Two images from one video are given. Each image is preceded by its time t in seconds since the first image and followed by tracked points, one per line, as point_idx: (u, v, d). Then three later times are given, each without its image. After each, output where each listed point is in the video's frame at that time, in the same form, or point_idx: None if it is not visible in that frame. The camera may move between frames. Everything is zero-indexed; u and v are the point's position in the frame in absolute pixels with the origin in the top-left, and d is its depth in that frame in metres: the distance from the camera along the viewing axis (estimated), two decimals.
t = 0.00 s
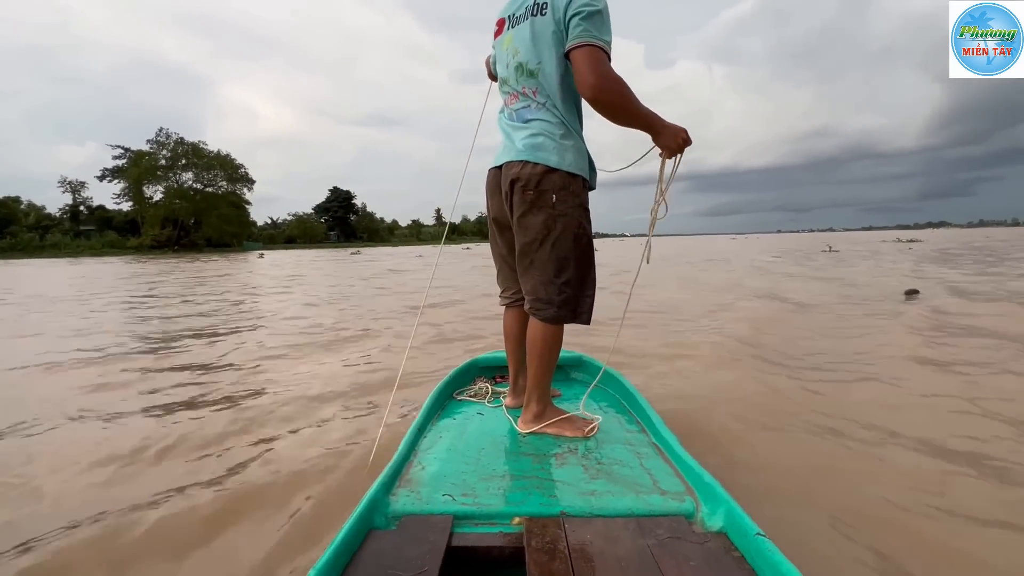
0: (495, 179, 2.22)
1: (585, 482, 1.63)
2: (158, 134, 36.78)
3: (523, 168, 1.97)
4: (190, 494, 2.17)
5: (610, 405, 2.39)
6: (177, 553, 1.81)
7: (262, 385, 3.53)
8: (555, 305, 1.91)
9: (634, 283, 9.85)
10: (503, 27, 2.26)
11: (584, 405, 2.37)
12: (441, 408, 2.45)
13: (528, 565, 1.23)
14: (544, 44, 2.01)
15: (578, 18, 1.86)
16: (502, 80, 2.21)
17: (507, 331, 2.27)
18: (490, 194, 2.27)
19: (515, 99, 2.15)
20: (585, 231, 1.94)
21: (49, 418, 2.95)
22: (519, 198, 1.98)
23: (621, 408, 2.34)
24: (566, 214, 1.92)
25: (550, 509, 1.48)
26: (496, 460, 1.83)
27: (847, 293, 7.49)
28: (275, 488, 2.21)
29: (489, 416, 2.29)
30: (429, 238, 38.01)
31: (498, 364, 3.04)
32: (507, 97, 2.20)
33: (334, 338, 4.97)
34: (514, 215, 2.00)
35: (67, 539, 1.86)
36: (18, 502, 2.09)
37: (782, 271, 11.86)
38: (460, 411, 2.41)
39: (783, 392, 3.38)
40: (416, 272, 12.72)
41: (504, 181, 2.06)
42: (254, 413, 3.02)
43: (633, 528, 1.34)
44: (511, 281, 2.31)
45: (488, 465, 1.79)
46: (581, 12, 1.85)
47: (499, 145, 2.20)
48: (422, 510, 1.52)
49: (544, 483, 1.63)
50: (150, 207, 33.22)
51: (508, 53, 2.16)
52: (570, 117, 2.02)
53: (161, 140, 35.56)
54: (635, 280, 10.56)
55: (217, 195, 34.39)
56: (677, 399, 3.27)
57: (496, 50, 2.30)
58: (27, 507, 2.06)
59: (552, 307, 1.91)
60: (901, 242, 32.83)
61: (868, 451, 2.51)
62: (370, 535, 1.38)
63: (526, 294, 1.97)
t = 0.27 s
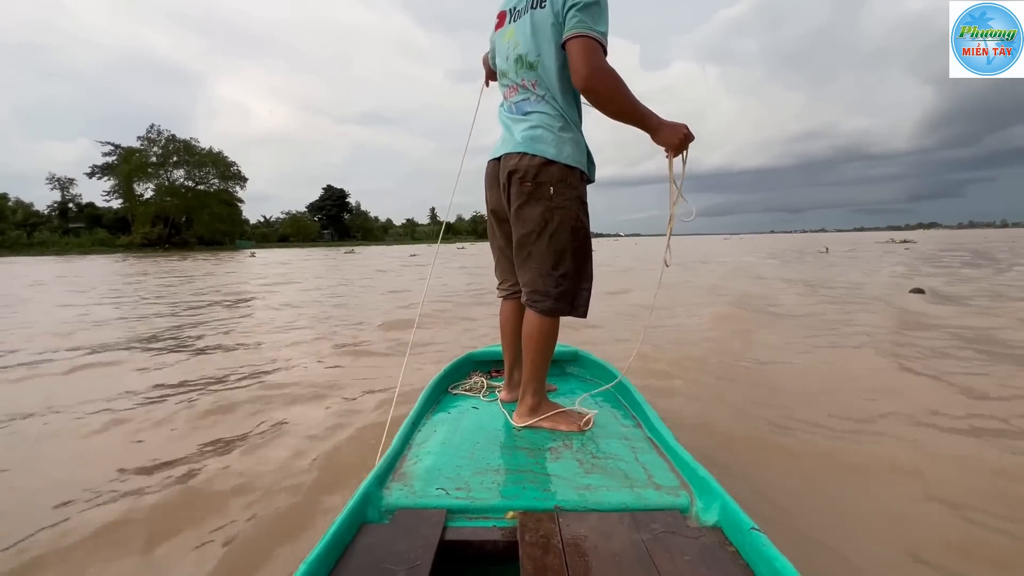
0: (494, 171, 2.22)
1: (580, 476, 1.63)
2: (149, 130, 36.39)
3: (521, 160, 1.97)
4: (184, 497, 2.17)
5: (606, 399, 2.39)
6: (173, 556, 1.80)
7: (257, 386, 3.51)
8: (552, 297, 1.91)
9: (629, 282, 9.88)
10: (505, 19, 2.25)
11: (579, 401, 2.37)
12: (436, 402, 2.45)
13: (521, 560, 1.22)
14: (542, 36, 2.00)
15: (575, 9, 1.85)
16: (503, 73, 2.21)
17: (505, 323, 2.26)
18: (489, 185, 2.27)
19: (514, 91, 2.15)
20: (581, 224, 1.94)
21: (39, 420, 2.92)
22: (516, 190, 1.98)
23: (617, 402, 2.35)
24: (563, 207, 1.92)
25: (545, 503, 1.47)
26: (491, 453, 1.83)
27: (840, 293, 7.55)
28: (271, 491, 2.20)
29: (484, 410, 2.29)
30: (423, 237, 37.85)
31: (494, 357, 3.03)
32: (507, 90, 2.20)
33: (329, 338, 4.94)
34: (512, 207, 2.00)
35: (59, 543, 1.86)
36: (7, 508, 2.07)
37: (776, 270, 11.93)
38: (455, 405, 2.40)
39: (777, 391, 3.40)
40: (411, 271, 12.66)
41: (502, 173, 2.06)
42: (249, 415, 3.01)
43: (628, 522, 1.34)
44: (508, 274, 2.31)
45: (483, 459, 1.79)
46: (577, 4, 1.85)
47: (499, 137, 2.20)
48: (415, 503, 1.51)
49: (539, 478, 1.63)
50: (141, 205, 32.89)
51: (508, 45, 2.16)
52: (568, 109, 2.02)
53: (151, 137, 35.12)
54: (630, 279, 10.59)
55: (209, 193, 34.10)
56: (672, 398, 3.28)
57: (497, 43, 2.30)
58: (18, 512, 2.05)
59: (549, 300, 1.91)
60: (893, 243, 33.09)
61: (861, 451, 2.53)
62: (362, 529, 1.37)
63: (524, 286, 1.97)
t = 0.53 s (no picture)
0: (490, 168, 2.21)
1: (572, 481, 1.63)
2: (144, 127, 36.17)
3: (517, 158, 1.97)
4: (177, 498, 2.16)
5: (601, 406, 2.39)
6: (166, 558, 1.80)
7: (252, 388, 3.50)
8: (547, 297, 1.91)
9: (626, 283, 9.89)
10: (508, 18, 2.25)
11: (574, 406, 2.37)
12: (431, 395, 2.44)
13: (511, 561, 1.22)
14: (545, 35, 2.00)
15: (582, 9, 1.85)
16: (503, 71, 2.21)
17: (501, 321, 2.26)
18: (485, 182, 2.27)
19: (513, 90, 2.15)
20: (576, 224, 1.94)
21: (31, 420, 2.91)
22: (512, 188, 1.97)
23: (612, 409, 2.35)
24: (558, 206, 1.92)
25: (537, 506, 1.47)
26: (484, 452, 1.82)
27: (836, 294, 7.57)
28: (264, 493, 2.20)
29: (479, 407, 2.29)
30: (419, 237, 37.77)
31: (491, 355, 3.03)
32: (506, 88, 2.20)
33: (324, 339, 4.93)
34: (507, 204, 2.00)
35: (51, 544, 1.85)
36: None
37: (773, 271, 11.97)
38: (451, 400, 2.40)
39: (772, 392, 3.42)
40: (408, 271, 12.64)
41: (499, 171, 2.06)
42: (243, 418, 3.00)
43: (620, 530, 1.34)
44: (504, 271, 2.31)
45: (475, 457, 1.78)
46: (585, 3, 1.85)
47: (496, 135, 2.19)
48: (407, 496, 1.51)
49: (531, 480, 1.63)
50: (135, 203, 32.68)
51: (510, 44, 2.16)
52: (567, 109, 2.02)
53: (145, 134, 34.89)
54: (627, 279, 10.60)
55: (205, 191, 33.91)
56: (667, 399, 3.29)
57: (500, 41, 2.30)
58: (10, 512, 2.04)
59: (544, 300, 1.90)
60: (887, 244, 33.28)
61: (853, 455, 2.55)
62: (352, 518, 1.36)
63: (518, 285, 1.97)
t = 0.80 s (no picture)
0: (494, 164, 2.21)
1: (577, 482, 1.63)
2: (140, 122, 35.87)
3: (520, 154, 1.97)
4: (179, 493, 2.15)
5: (605, 406, 2.39)
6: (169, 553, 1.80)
7: (253, 384, 3.49)
8: (552, 294, 1.91)
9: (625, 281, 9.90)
10: (510, 14, 2.24)
11: (579, 406, 2.37)
12: (435, 392, 2.44)
13: (516, 562, 1.23)
14: (550, 29, 2.00)
15: None
16: (506, 67, 2.20)
17: (505, 319, 2.26)
18: (488, 178, 2.26)
19: (517, 86, 2.14)
20: (581, 221, 1.93)
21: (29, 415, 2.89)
22: (516, 184, 1.97)
23: (616, 409, 2.35)
24: (562, 203, 1.91)
25: (541, 507, 1.48)
26: (488, 450, 1.82)
27: (835, 293, 7.59)
28: (267, 489, 2.19)
29: (482, 405, 2.29)
30: (417, 234, 37.68)
31: (495, 353, 3.02)
32: (509, 85, 2.19)
33: (325, 336, 4.92)
34: (511, 201, 2.00)
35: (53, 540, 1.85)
36: None
37: (771, 269, 12.00)
38: (454, 397, 2.39)
39: (773, 390, 3.43)
40: (407, 268, 12.62)
41: (502, 167, 2.06)
42: (244, 411, 2.99)
43: (627, 534, 1.34)
44: (508, 268, 2.31)
45: (479, 455, 1.78)
46: None
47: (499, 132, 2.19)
48: (409, 493, 1.51)
49: (536, 480, 1.63)
50: (130, 199, 32.45)
51: (514, 39, 2.15)
52: (571, 104, 2.01)
53: (141, 129, 34.65)
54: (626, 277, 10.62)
55: (201, 187, 33.70)
56: (668, 396, 3.30)
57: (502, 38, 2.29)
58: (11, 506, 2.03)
59: (549, 296, 1.91)
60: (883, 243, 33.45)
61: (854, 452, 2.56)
62: (354, 515, 1.37)
63: (523, 282, 1.97)
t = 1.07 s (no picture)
0: (498, 168, 2.21)
1: (586, 480, 1.64)
2: (139, 120, 35.78)
3: (524, 157, 1.97)
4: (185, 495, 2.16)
5: (612, 403, 2.39)
6: (178, 556, 1.80)
7: (257, 383, 3.48)
8: (561, 295, 1.91)
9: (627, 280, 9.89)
10: (504, 21, 2.24)
11: (586, 403, 2.37)
12: (441, 397, 2.44)
13: (525, 563, 1.23)
14: (543, 32, 2.00)
15: None
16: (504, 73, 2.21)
17: (513, 322, 2.26)
18: (493, 182, 2.27)
19: (516, 91, 2.15)
20: (587, 220, 1.93)
21: (32, 416, 2.88)
22: (520, 187, 1.98)
23: (624, 406, 2.35)
24: (567, 204, 1.91)
25: (550, 507, 1.48)
26: (495, 452, 1.83)
27: (838, 292, 7.58)
28: (275, 489, 2.20)
29: (489, 407, 2.29)
30: (418, 232, 37.65)
31: (501, 354, 3.02)
32: (509, 91, 2.20)
33: (328, 334, 4.91)
34: (516, 204, 2.01)
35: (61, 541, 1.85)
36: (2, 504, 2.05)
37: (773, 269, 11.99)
38: (460, 400, 2.40)
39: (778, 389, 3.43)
40: (409, 267, 12.61)
41: (506, 170, 2.06)
42: (250, 410, 2.99)
43: (636, 530, 1.35)
44: (517, 271, 2.31)
45: (486, 457, 1.79)
46: None
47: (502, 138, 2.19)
48: (417, 499, 1.52)
49: (543, 480, 1.64)
50: (130, 197, 32.36)
51: (510, 44, 2.16)
52: (571, 104, 2.01)
53: (141, 127, 34.60)
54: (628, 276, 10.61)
55: (200, 186, 33.62)
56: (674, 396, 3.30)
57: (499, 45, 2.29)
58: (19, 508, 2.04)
59: (558, 297, 1.91)
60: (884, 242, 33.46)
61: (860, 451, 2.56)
62: (362, 522, 1.37)
63: (531, 284, 1.97)
